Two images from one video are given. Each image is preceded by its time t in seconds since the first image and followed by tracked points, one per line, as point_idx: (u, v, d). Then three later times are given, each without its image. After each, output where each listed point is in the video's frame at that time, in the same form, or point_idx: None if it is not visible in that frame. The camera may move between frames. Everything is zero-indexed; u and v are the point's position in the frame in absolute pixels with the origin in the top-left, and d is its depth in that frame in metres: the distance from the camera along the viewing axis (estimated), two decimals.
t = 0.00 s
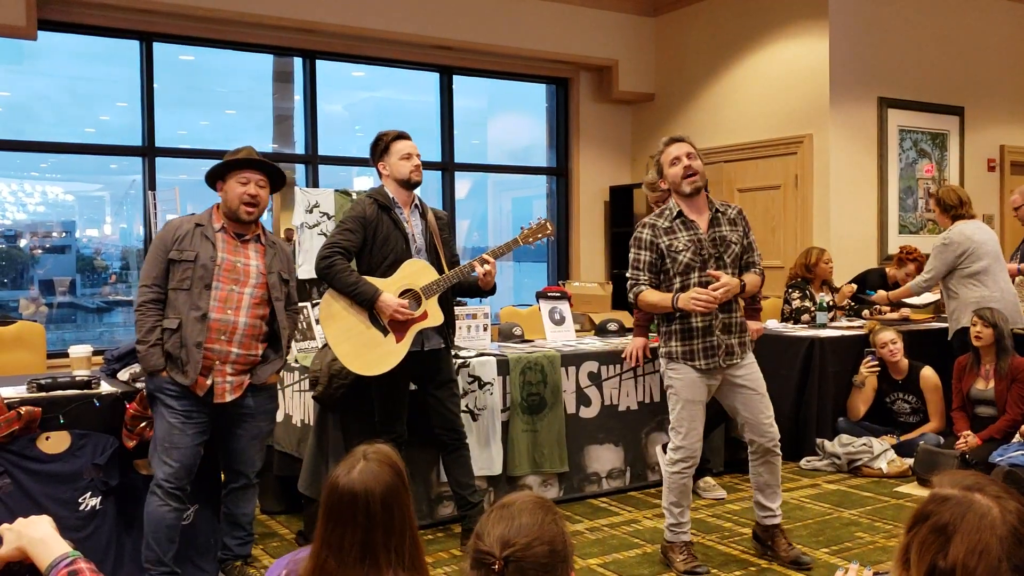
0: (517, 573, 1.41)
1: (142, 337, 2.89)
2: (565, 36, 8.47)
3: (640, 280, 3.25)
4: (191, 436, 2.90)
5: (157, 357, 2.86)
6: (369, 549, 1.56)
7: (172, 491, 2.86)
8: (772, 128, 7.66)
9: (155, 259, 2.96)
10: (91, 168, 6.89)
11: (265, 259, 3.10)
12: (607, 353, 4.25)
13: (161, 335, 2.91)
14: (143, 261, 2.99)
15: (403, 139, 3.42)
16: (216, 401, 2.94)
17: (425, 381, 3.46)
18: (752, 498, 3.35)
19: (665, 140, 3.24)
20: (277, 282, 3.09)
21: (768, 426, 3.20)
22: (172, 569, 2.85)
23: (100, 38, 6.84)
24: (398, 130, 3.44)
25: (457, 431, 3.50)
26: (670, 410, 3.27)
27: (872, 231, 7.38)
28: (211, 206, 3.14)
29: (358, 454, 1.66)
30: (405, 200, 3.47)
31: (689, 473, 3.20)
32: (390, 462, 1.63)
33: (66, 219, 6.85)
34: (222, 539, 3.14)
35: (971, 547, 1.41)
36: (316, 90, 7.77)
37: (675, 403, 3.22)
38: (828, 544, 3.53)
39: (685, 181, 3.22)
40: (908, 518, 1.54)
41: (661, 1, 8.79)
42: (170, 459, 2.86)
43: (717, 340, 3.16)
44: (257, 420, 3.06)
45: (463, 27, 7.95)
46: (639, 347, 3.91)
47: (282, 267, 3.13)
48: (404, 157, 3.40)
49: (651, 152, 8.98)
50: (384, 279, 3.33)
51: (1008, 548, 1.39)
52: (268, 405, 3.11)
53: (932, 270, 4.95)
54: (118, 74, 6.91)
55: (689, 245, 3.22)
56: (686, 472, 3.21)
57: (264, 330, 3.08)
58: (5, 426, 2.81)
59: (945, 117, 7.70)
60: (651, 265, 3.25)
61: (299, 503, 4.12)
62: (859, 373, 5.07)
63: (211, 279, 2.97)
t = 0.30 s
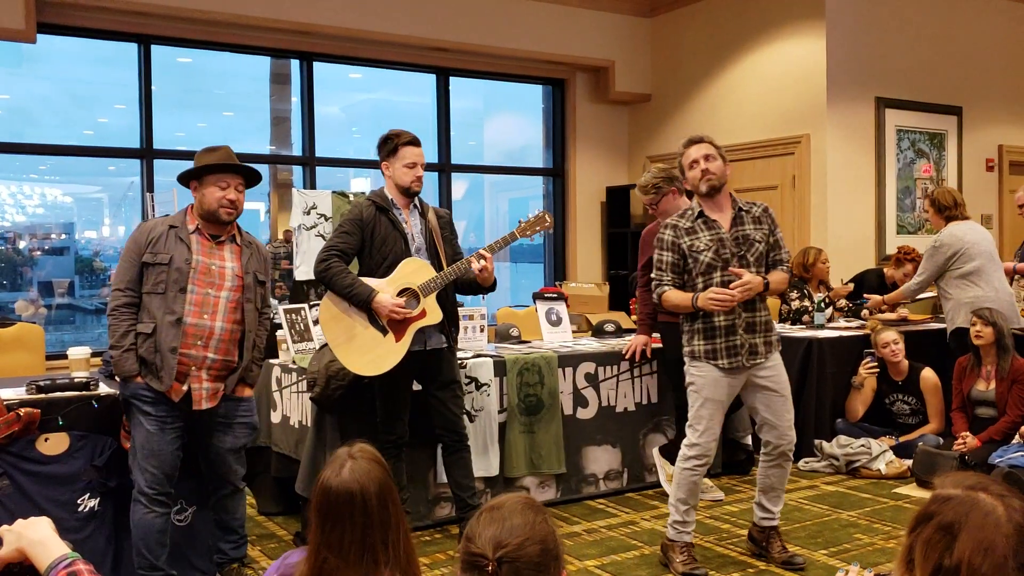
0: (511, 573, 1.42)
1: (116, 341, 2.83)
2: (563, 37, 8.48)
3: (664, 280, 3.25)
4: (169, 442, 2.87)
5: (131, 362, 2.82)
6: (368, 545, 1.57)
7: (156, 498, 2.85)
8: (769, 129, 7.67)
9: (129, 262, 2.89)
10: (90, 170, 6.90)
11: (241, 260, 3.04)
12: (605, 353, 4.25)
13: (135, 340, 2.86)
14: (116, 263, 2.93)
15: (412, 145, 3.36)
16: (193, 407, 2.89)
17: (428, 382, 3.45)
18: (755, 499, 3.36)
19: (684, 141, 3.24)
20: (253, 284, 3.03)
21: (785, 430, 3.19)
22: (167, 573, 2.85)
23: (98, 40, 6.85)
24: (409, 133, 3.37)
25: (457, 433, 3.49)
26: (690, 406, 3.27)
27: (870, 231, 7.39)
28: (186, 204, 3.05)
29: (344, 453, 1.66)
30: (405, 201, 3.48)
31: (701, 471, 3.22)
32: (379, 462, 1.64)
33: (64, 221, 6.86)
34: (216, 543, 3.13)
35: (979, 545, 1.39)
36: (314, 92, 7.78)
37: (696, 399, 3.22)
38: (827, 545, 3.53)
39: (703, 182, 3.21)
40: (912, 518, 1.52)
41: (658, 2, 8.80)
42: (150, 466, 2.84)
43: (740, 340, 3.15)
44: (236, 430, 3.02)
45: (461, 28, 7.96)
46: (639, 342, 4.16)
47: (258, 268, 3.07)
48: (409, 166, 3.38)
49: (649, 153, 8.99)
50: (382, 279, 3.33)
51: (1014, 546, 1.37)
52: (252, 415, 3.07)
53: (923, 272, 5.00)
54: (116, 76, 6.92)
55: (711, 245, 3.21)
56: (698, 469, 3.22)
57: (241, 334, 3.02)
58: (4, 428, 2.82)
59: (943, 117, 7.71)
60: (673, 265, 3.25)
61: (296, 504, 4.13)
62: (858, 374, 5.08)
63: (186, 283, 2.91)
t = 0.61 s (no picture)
0: (494, 572, 1.41)
1: (88, 348, 2.81)
2: (564, 39, 8.48)
3: (692, 285, 3.28)
4: (145, 448, 2.86)
5: (101, 372, 2.79)
6: (356, 544, 1.58)
7: (139, 506, 2.84)
8: (770, 130, 7.66)
9: (110, 268, 2.86)
10: (93, 173, 6.92)
11: (222, 276, 3.01)
12: (605, 355, 4.25)
13: (107, 349, 2.84)
14: (96, 266, 2.90)
15: (417, 143, 3.37)
16: (159, 420, 2.87)
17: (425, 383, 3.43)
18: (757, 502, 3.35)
19: (713, 146, 3.23)
20: (231, 301, 2.99)
21: (800, 435, 3.19)
22: None
23: (99, 44, 6.86)
24: (416, 132, 3.38)
25: (463, 435, 3.48)
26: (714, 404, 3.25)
27: (872, 232, 7.39)
28: (171, 212, 3.02)
29: (327, 455, 1.66)
30: (414, 202, 3.48)
31: (717, 472, 3.19)
32: (363, 462, 1.64)
33: (67, 224, 6.87)
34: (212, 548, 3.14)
35: (986, 549, 1.36)
36: (316, 94, 7.79)
37: (720, 398, 3.21)
38: (828, 548, 3.53)
39: (729, 189, 3.21)
40: (910, 523, 1.49)
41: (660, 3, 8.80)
42: (128, 475, 2.83)
43: (766, 345, 3.15)
44: (207, 441, 2.99)
45: (462, 30, 7.97)
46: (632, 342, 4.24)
47: (239, 284, 3.04)
48: (416, 163, 3.38)
49: (650, 154, 8.99)
50: (390, 281, 3.33)
51: (1020, 551, 1.35)
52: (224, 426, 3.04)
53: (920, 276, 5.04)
54: (118, 79, 6.94)
55: (738, 252, 3.22)
56: (714, 470, 3.19)
57: (215, 350, 3.01)
58: (5, 430, 2.84)
59: (945, 118, 7.70)
60: (701, 271, 3.28)
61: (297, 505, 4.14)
62: (860, 377, 5.07)
63: (164, 297, 2.88)
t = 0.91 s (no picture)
0: (473, 570, 1.42)
1: (77, 354, 2.80)
2: (566, 40, 8.48)
3: (701, 273, 3.29)
4: (142, 453, 2.85)
5: (93, 375, 2.79)
6: (348, 545, 1.57)
7: (138, 513, 2.84)
8: (772, 132, 7.66)
9: (90, 271, 2.86)
10: (94, 172, 6.93)
11: (205, 269, 3.00)
12: (603, 356, 4.25)
13: (96, 352, 2.83)
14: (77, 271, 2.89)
15: (430, 141, 3.36)
16: (158, 420, 2.87)
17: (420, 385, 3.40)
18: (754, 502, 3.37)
19: (742, 141, 3.21)
20: (218, 293, 2.99)
21: (792, 433, 3.22)
22: None
23: (101, 43, 6.86)
24: (429, 131, 3.39)
25: (466, 435, 3.48)
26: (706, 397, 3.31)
27: (873, 235, 7.38)
28: (148, 212, 3.00)
29: (320, 454, 1.67)
30: (425, 202, 3.47)
31: (710, 466, 3.25)
32: (353, 462, 1.64)
33: (68, 223, 6.88)
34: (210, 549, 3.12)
35: (977, 554, 1.32)
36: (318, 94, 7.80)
37: (710, 391, 3.26)
38: (826, 550, 3.53)
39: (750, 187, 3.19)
40: (905, 525, 1.44)
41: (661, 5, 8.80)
42: (126, 480, 2.82)
43: (760, 343, 3.17)
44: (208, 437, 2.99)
45: (464, 31, 7.97)
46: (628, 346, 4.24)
47: (223, 277, 3.04)
48: (428, 161, 3.37)
49: (651, 156, 8.99)
50: (396, 282, 3.34)
51: (1013, 557, 1.32)
52: (218, 425, 3.03)
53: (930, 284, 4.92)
54: (119, 78, 6.95)
55: (747, 247, 3.23)
56: (707, 464, 3.25)
57: (207, 345, 3.00)
58: (5, 427, 2.83)
59: (946, 121, 7.69)
60: (712, 259, 3.29)
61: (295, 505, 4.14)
62: (859, 380, 5.08)
63: (149, 294, 2.88)
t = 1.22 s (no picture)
0: (462, 565, 1.44)
1: (87, 362, 2.77)
2: (568, 41, 8.48)
3: (695, 267, 3.33)
4: (160, 451, 2.87)
5: (109, 379, 2.78)
6: (354, 551, 1.61)
7: (149, 511, 2.85)
8: (773, 133, 7.66)
9: (80, 278, 2.82)
10: (95, 171, 6.93)
11: (196, 254, 3.04)
12: (605, 357, 4.25)
13: (105, 356, 2.80)
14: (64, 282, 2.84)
15: (442, 140, 3.38)
16: (183, 410, 2.90)
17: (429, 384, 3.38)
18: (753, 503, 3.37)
19: (747, 143, 3.25)
20: (213, 274, 3.04)
21: (780, 430, 3.27)
22: None
23: (102, 41, 6.86)
24: (441, 131, 3.40)
25: (475, 437, 3.45)
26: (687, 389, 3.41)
27: (874, 236, 7.38)
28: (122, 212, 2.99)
29: (338, 456, 1.71)
30: (440, 203, 3.47)
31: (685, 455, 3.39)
32: (369, 463, 1.70)
33: (69, 222, 6.88)
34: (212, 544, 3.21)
35: (970, 548, 1.37)
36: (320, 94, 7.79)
37: (689, 384, 3.37)
38: (826, 550, 3.53)
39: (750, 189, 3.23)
40: (901, 525, 1.49)
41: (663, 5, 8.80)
42: (141, 479, 2.84)
43: (745, 343, 3.24)
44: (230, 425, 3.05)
45: (465, 31, 7.96)
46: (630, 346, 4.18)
47: (213, 259, 3.09)
48: (441, 160, 3.38)
49: (653, 157, 9.00)
50: (408, 286, 3.37)
51: (1006, 548, 1.37)
52: (234, 410, 3.08)
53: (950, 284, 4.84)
54: (121, 77, 6.94)
55: (743, 246, 3.28)
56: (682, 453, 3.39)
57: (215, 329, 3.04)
58: (6, 427, 2.83)
59: (947, 122, 7.69)
60: (707, 254, 3.34)
61: (296, 505, 4.14)
62: (859, 381, 5.08)
63: (150, 287, 2.88)
